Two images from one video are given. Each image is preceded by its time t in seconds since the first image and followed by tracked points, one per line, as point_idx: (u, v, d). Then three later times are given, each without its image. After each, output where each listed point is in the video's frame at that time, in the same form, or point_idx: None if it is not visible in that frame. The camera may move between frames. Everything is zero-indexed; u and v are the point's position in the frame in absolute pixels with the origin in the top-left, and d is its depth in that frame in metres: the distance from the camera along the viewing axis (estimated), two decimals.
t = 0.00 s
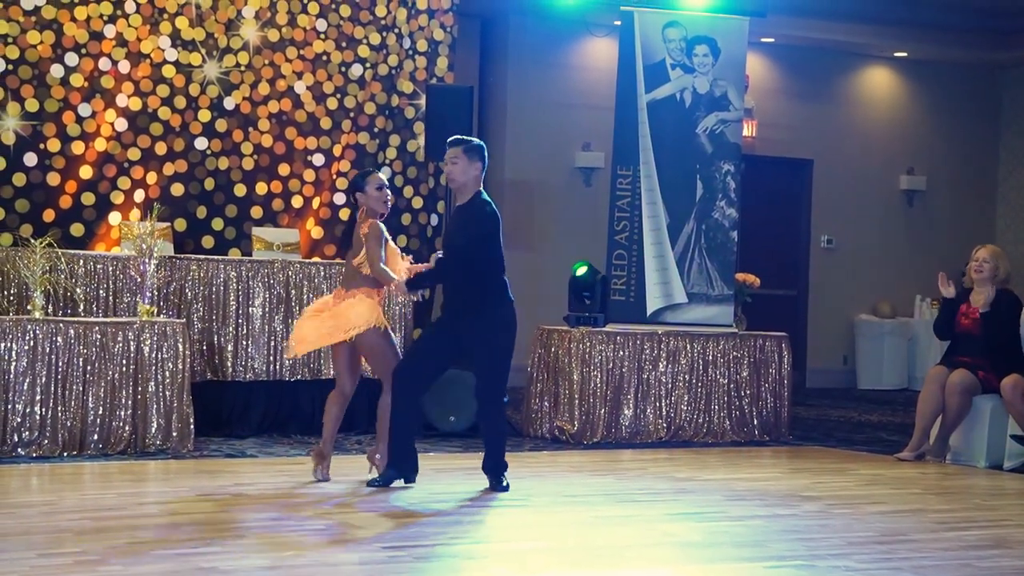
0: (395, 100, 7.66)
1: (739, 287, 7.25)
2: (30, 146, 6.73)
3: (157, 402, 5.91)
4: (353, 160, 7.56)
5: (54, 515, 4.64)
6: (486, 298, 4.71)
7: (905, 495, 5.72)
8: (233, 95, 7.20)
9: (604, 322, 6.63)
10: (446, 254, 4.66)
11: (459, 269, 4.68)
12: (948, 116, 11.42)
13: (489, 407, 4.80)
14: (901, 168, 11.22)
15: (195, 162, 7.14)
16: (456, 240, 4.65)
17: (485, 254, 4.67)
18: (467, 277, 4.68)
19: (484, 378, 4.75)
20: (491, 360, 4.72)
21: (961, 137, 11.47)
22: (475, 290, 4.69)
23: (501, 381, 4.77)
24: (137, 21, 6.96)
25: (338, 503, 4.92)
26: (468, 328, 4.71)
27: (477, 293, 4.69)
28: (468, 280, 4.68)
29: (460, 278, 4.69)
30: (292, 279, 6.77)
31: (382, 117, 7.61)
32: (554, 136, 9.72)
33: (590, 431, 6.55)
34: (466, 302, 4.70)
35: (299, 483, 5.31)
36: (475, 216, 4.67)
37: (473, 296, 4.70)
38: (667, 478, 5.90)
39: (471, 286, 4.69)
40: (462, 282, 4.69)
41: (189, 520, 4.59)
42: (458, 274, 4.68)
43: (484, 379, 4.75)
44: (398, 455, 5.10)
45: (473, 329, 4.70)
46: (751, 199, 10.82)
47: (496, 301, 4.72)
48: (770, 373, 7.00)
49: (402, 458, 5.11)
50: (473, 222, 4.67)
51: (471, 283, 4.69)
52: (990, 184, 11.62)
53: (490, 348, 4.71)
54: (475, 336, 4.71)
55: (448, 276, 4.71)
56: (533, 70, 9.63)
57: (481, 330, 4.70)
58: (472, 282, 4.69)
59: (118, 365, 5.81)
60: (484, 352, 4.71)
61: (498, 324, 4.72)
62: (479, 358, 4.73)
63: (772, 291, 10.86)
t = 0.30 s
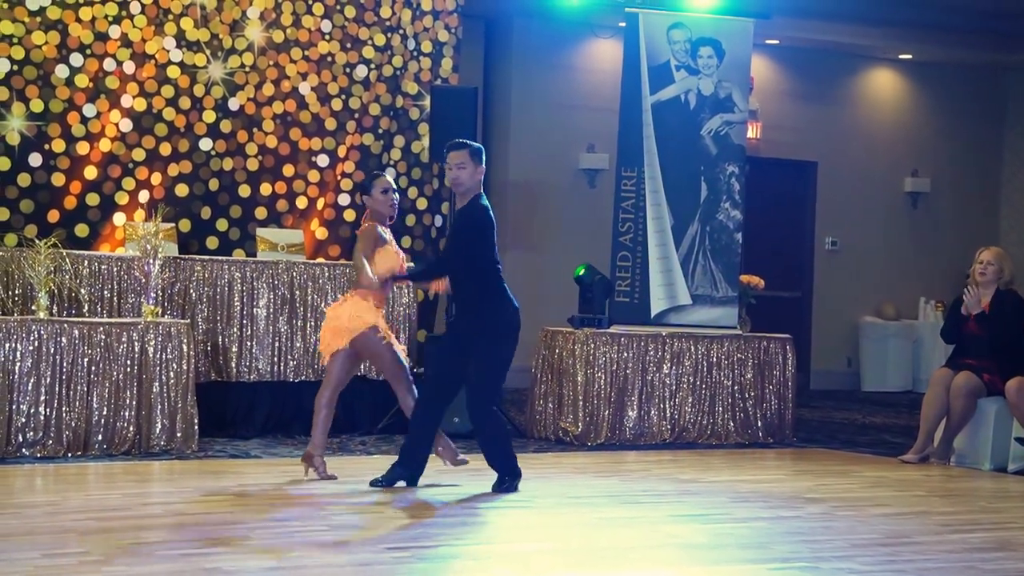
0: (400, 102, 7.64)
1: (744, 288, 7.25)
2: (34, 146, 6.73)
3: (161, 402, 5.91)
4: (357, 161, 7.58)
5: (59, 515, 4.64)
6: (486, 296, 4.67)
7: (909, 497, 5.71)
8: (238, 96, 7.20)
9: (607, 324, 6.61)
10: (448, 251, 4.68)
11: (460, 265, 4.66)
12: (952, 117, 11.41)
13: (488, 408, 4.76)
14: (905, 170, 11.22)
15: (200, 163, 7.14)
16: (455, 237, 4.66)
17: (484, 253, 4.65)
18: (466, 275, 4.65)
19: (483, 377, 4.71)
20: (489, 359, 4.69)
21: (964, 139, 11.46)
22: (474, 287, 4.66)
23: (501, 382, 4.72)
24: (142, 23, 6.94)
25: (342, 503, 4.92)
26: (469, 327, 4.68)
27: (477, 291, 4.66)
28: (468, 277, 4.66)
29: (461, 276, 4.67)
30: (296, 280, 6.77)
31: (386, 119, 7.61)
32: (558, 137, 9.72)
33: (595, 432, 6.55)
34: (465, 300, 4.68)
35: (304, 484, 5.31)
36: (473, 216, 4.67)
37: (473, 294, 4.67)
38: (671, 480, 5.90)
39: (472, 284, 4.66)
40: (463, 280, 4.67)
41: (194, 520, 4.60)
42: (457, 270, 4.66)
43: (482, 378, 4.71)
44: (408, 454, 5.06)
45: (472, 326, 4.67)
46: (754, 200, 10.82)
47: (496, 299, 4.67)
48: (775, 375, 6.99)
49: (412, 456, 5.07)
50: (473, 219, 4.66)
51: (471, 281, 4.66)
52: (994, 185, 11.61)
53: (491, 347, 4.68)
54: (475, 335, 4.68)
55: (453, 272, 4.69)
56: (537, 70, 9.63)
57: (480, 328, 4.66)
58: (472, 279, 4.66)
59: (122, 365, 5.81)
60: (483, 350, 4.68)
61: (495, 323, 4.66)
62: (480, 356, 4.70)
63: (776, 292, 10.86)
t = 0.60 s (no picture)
0: (406, 101, 7.64)
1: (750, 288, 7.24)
2: (41, 146, 6.75)
3: (167, 401, 5.92)
4: (363, 160, 7.56)
5: (66, 514, 4.65)
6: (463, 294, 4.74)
7: (915, 497, 5.71)
8: (244, 96, 7.21)
9: (613, 323, 6.68)
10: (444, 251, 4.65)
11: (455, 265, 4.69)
12: (959, 116, 11.39)
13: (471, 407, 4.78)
14: (912, 169, 11.20)
15: (206, 162, 7.14)
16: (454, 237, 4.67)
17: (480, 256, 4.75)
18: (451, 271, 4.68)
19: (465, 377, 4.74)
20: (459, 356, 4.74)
21: (972, 138, 11.44)
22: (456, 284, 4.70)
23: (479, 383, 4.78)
24: (148, 22, 6.96)
25: (348, 502, 4.93)
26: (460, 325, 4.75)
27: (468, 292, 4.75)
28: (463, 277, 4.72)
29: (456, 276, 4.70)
30: (302, 280, 6.79)
31: (392, 118, 7.61)
32: (564, 136, 9.72)
33: (600, 432, 6.56)
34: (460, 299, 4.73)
35: (310, 484, 5.32)
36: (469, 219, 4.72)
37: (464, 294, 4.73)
38: (677, 480, 5.90)
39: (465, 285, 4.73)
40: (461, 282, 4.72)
41: (200, 520, 4.61)
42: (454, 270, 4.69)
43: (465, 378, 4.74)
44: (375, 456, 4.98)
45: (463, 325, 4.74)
46: (761, 199, 10.80)
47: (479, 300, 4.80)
48: (781, 376, 6.99)
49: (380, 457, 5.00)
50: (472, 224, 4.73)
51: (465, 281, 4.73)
52: (1001, 184, 11.59)
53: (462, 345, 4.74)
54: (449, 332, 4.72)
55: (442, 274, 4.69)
56: (544, 69, 9.64)
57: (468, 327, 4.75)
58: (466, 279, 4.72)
59: (129, 364, 5.82)
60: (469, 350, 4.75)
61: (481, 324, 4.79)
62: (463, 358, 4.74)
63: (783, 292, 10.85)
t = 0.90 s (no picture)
0: (412, 102, 7.62)
1: (758, 289, 7.20)
2: (48, 148, 6.76)
3: (174, 403, 5.93)
4: (369, 161, 7.56)
5: (73, 516, 4.65)
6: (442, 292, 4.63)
7: (923, 498, 5.69)
8: (250, 97, 7.22)
9: (620, 324, 6.67)
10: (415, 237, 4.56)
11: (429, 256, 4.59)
12: (966, 116, 11.36)
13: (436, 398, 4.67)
14: (919, 169, 11.17)
15: (213, 164, 7.15)
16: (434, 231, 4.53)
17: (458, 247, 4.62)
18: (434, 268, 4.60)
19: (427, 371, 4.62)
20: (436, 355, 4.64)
21: (979, 138, 11.41)
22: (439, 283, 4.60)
23: (448, 373, 4.67)
24: (155, 23, 6.97)
25: (355, 503, 4.92)
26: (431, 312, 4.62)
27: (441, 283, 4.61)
28: (432, 266, 4.59)
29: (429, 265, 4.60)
30: (309, 281, 6.78)
31: (399, 119, 7.58)
32: (569, 137, 9.70)
33: (608, 432, 6.55)
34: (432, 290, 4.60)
35: (317, 484, 5.32)
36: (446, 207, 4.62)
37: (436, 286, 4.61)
38: (684, 480, 5.90)
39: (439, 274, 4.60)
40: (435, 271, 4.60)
41: (207, 521, 4.60)
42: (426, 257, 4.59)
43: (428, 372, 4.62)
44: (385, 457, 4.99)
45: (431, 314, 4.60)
46: (767, 200, 10.79)
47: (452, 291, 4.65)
48: (788, 376, 6.98)
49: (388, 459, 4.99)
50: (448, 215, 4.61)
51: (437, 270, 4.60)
52: (1008, 184, 11.56)
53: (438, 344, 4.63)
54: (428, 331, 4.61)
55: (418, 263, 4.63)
56: (550, 70, 9.63)
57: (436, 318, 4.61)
58: (438, 270, 4.61)
59: (136, 365, 5.82)
60: (432, 344, 4.61)
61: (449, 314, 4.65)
62: (430, 349, 4.62)
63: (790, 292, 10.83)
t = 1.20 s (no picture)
0: (417, 101, 7.56)
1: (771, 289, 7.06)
2: (48, 149, 6.66)
3: (176, 408, 5.80)
4: (374, 161, 7.47)
5: (74, 523, 4.54)
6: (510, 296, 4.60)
7: (941, 502, 5.57)
8: (253, 97, 7.12)
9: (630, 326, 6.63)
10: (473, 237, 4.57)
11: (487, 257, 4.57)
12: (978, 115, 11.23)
13: (496, 409, 4.67)
14: (930, 170, 11.04)
15: (215, 164, 7.05)
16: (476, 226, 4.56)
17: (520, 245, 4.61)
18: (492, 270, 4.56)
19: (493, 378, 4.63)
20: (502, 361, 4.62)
21: (991, 138, 11.28)
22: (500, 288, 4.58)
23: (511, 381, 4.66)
24: (156, 23, 6.87)
25: (361, 509, 4.81)
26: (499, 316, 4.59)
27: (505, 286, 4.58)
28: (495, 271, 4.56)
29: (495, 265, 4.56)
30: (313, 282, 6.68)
31: (404, 118, 7.52)
32: (576, 138, 9.59)
33: (617, 436, 6.45)
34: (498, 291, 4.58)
35: (323, 490, 5.20)
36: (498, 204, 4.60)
37: (499, 288, 4.58)
38: (697, 484, 5.77)
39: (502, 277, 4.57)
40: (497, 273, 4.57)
41: (211, 527, 4.49)
42: (490, 259, 4.55)
43: (495, 381, 4.63)
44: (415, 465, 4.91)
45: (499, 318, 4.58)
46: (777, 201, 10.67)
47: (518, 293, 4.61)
48: (802, 378, 6.85)
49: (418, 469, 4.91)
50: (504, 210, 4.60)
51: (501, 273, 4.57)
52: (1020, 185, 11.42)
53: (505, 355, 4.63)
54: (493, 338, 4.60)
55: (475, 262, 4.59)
56: (557, 70, 9.52)
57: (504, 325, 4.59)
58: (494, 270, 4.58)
59: (138, 370, 5.71)
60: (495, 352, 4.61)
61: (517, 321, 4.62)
62: (496, 358, 4.61)
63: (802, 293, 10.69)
